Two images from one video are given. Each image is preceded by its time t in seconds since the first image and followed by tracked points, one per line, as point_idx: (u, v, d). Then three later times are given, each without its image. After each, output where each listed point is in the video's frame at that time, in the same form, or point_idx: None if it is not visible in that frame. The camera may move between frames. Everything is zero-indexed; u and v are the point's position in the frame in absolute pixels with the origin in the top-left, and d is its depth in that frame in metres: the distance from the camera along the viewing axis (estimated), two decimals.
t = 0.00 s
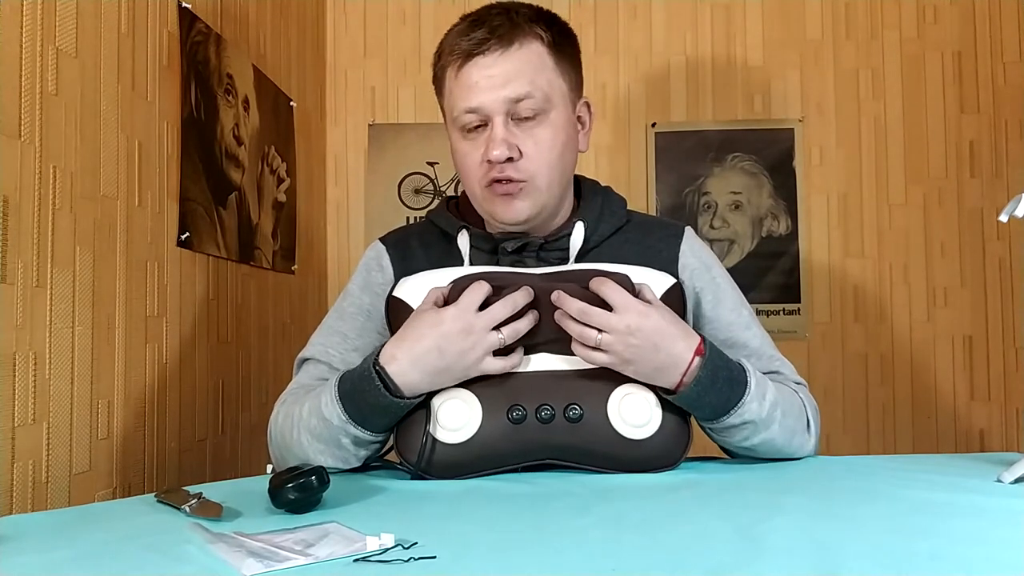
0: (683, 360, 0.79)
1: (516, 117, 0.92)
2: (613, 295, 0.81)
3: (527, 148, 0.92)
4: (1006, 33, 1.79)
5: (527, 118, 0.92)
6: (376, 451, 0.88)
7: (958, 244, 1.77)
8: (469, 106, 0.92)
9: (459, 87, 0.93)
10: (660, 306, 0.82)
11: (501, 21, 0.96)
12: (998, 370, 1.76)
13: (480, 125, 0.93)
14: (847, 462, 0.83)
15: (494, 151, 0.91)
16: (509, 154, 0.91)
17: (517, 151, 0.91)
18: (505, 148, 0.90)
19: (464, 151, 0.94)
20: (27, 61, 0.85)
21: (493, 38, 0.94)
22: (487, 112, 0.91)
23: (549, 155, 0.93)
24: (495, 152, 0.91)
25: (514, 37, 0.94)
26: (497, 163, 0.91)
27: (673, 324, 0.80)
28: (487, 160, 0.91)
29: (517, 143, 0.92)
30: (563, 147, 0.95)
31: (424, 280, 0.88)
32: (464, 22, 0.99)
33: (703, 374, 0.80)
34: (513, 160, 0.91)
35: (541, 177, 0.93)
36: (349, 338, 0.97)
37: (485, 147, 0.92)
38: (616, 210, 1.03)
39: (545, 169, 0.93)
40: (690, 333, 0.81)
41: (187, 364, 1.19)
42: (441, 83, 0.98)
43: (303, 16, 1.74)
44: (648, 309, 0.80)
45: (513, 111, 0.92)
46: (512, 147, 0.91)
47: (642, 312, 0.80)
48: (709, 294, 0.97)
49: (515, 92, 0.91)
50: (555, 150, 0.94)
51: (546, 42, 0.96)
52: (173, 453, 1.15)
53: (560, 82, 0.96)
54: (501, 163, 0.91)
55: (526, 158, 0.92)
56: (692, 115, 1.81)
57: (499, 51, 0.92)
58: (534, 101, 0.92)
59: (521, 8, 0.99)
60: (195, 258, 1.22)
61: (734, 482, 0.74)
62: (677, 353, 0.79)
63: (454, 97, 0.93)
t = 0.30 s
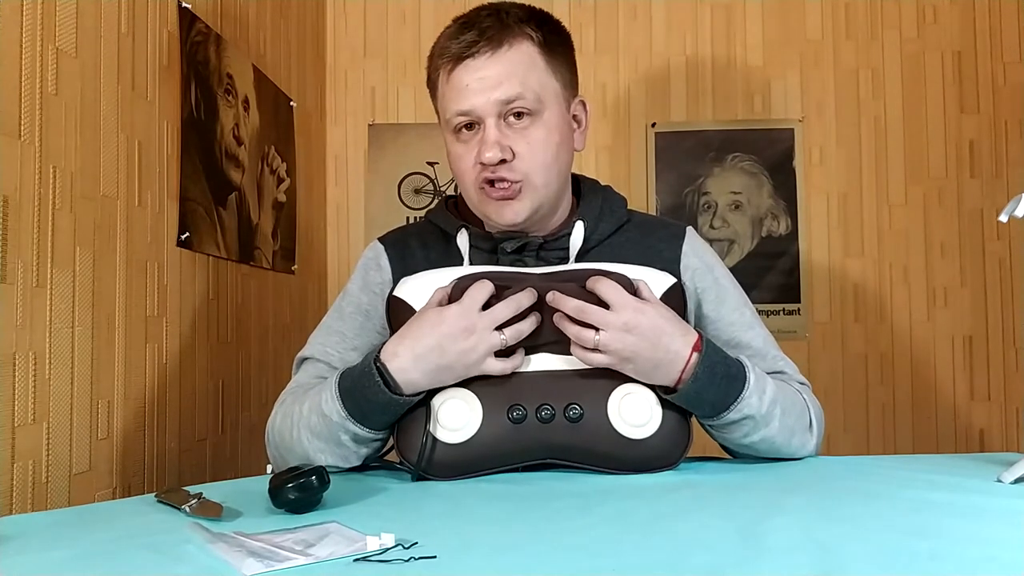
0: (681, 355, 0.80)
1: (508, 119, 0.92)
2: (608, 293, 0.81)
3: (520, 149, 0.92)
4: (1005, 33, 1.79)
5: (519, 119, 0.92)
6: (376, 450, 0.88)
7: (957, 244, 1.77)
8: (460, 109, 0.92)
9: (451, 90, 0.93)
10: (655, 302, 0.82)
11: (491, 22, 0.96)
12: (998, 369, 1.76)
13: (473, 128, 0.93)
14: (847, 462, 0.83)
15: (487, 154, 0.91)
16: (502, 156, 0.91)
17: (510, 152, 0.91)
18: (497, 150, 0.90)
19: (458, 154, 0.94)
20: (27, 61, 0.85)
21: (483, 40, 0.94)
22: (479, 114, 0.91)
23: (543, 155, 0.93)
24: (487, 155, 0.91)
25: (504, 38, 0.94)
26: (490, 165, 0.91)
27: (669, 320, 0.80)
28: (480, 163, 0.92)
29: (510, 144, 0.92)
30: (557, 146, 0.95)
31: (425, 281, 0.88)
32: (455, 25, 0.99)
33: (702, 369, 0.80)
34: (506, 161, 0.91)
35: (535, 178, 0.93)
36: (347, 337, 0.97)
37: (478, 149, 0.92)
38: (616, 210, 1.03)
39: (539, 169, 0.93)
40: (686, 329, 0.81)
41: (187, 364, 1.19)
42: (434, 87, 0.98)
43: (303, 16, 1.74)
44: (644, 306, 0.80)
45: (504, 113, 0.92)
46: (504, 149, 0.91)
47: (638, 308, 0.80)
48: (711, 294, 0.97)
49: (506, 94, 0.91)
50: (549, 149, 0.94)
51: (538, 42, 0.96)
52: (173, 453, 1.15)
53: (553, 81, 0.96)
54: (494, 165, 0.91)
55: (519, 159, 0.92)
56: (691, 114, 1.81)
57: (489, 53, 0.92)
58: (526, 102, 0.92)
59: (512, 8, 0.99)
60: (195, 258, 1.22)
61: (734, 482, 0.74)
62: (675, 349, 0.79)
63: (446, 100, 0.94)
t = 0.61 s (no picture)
0: (682, 355, 0.80)
1: (511, 120, 0.92)
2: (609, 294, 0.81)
3: (523, 150, 0.92)
4: (1005, 33, 1.79)
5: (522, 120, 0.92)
6: (376, 450, 0.88)
7: (957, 244, 1.77)
8: (464, 109, 0.92)
9: (455, 90, 0.93)
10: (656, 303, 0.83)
11: (496, 21, 0.96)
12: (998, 369, 1.76)
13: (476, 128, 0.93)
14: (847, 463, 0.83)
15: (491, 155, 0.91)
16: (505, 157, 0.91)
17: (513, 153, 0.91)
18: (500, 151, 0.90)
19: (460, 154, 0.94)
20: (27, 61, 0.85)
21: (487, 40, 0.93)
22: (483, 115, 0.91)
23: (546, 156, 0.93)
24: (490, 155, 0.91)
25: (509, 38, 0.94)
26: (493, 166, 0.91)
27: (670, 320, 0.80)
28: (483, 163, 0.92)
29: (514, 145, 0.92)
30: (560, 147, 0.95)
31: (427, 280, 0.88)
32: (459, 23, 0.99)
33: (703, 367, 0.80)
34: (509, 162, 0.91)
35: (538, 179, 0.93)
36: (348, 337, 0.97)
37: (481, 150, 0.92)
38: (617, 209, 1.02)
39: (541, 171, 0.93)
40: (687, 329, 0.81)
41: (187, 365, 1.19)
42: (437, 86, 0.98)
43: (303, 16, 1.74)
44: (646, 305, 0.80)
45: (508, 113, 0.92)
46: (507, 149, 0.91)
47: (639, 308, 0.80)
48: (712, 294, 0.97)
49: (510, 94, 0.91)
50: (552, 150, 0.94)
51: (541, 42, 0.96)
52: (173, 453, 1.15)
53: (556, 82, 0.96)
54: (498, 166, 0.91)
55: (522, 160, 0.92)
56: (692, 114, 1.81)
57: (493, 53, 0.92)
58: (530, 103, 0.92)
59: (516, 8, 0.99)
60: (195, 258, 1.22)
61: (734, 482, 0.74)
62: (676, 348, 0.79)
63: (450, 100, 0.94)
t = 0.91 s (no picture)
0: (692, 349, 0.80)
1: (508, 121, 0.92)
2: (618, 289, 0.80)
3: (520, 151, 0.92)
4: (1005, 33, 1.79)
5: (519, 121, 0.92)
6: (376, 451, 0.87)
7: (957, 244, 1.77)
8: (461, 111, 0.92)
9: (451, 92, 0.93)
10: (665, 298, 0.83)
11: (493, 23, 0.96)
12: (998, 369, 1.76)
13: (473, 129, 0.93)
14: (848, 462, 0.83)
15: (487, 156, 0.91)
16: (502, 158, 0.91)
17: (510, 155, 0.91)
18: (497, 152, 0.90)
19: (457, 155, 0.94)
20: (27, 61, 0.85)
21: (484, 41, 0.94)
22: (479, 116, 0.91)
23: (542, 157, 0.93)
24: (487, 157, 0.91)
25: (506, 40, 0.94)
26: (489, 167, 0.91)
27: (681, 315, 0.81)
28: (480, 165, 0.92)
29: (510, 146, 0.92)
30: (557, 148, 0.95)
31: (433, 279, 0.88)
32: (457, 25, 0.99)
33: (712, 362, 0.80)
34: (506, 163, 0.91)
35: (535, 180, 0.93)
36: (348, 339, 0.97)
37: (478, 151, 0.92)
38: (617, 209, 1.02)
39: (538, 172, 0.93)
40: (696, 325, 0.82)
41: (187, 365, 1.19)
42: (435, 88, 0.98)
43: (303, 16, 1.74)
44: (657, 300, 0.80)
45: (505, 115, 0.92)
46: (504, 150, 0.91)
47: (650, 303, 0.80)
48: (714, 293, 0.97)
49: (506, 95, 0.91)
50: (549, 151, 0.94)
51: (538, 43, 0.96)
52: (173, 453, 1.15)
53: (554, 84, 0.96)
54: (494, 167, 0.91)
55: (519, 162, 0.92)
56: (692, 115, 1.81)
57: (490, 55, 0.92)
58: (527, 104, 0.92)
59: (513, 10, 0.99)
60: (195, 258, 1.22)
61: (736, 482, 0.74)
62: (685, 343, 0.80)
63: (446, 101, 0.94)
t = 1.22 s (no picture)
0: (691, 351, 0.80)
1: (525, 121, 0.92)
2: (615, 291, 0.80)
3: (536, 151, 0.92)
4: (1005, 33, 1.79)
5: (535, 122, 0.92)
6: (377, 453, 0.87)
7: (957, 243, 1.77)
8: (478, 110, 0.92)
9: (468, 90, 0.92)
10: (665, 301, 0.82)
11: (511, 22, 0.95)
12: (998, 369, 1.76)
13: (489, 129, 0.93)
14: (848, 462, 0.83)
15: (504, 156, 0.91)
16: (518, 159, 0.91)
17: (526, 155, 0.92)
18: (513, 153, 0.91)
19: (471, 154, 0.94)
20: (27, 60, 0.85)
21: (503, 40, 0.93)
22: (496, 116, 0.91)
23: (558, 159, 0.94)
24: (503, 157, 0.91)
25: (525, 40, 0.93)
26: (506, 167, 0.92)
27: (680, 316, 0.80)
28: (495, 164, 0.92)
29: (526, 147, 0.92)
30: (572, 150, 0.96)
31: (433, 279, 0.88)
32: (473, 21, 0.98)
33: (712, 364, 0.80)
34: (522, 164, 0.92)
35: (548, 181, 0.94)
36: (349, 338, 0.97)
37: (493, 151, 0.92)
38: (618, 210, 1.02)
39: (553, 173, 0.93)
40: (695, 325, 0.81)
41: (187, 364, 1.19)
42: (448, 84, 0.97)
43: (303, 16, 1.74)
44: (655, 302, 0.80)
45: (521, 116, 0.92)
46: (521, 151, 0.91)
47: (648, 305, 0.80)
48: (715, 294, 0.97)
49: (525, 96, 0.91)
50: (564, 152, 0.94)
51: (556, 44, 0.96)
52: (173, 453, 1.15)
53: (570, 85, 0.96)
54: (510, 167, 0.92)
55: (534, 162, 0.92)
56: (692, 115, 1.81)
57: (509, 54, 0.92)
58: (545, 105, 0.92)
59: (530, 9, 0.98)
60: (195, 258, 1.22)
61: (736, 482, 0.74)
62: (684, 345, 0.79)
63: (461, 99, 0.93)
